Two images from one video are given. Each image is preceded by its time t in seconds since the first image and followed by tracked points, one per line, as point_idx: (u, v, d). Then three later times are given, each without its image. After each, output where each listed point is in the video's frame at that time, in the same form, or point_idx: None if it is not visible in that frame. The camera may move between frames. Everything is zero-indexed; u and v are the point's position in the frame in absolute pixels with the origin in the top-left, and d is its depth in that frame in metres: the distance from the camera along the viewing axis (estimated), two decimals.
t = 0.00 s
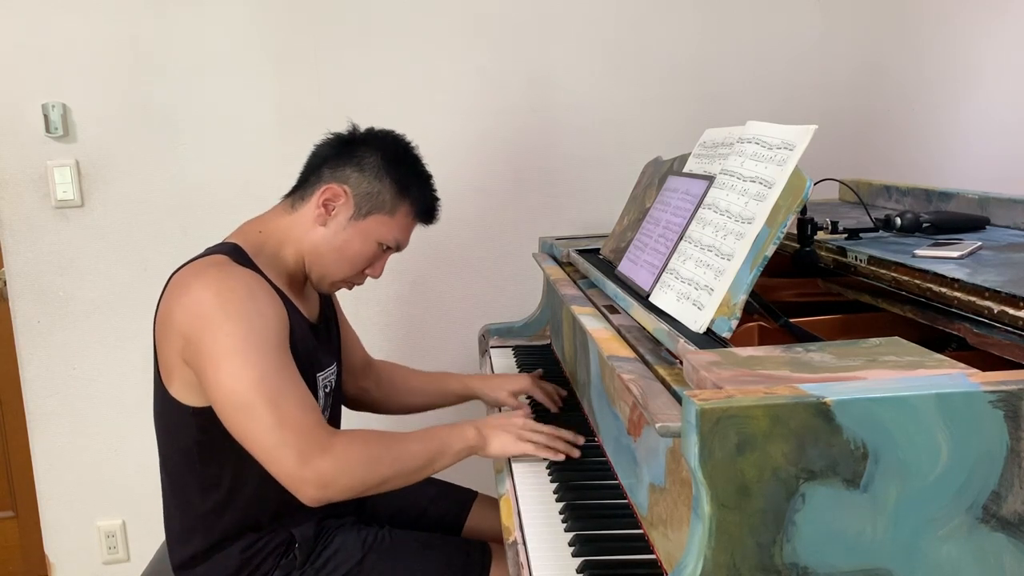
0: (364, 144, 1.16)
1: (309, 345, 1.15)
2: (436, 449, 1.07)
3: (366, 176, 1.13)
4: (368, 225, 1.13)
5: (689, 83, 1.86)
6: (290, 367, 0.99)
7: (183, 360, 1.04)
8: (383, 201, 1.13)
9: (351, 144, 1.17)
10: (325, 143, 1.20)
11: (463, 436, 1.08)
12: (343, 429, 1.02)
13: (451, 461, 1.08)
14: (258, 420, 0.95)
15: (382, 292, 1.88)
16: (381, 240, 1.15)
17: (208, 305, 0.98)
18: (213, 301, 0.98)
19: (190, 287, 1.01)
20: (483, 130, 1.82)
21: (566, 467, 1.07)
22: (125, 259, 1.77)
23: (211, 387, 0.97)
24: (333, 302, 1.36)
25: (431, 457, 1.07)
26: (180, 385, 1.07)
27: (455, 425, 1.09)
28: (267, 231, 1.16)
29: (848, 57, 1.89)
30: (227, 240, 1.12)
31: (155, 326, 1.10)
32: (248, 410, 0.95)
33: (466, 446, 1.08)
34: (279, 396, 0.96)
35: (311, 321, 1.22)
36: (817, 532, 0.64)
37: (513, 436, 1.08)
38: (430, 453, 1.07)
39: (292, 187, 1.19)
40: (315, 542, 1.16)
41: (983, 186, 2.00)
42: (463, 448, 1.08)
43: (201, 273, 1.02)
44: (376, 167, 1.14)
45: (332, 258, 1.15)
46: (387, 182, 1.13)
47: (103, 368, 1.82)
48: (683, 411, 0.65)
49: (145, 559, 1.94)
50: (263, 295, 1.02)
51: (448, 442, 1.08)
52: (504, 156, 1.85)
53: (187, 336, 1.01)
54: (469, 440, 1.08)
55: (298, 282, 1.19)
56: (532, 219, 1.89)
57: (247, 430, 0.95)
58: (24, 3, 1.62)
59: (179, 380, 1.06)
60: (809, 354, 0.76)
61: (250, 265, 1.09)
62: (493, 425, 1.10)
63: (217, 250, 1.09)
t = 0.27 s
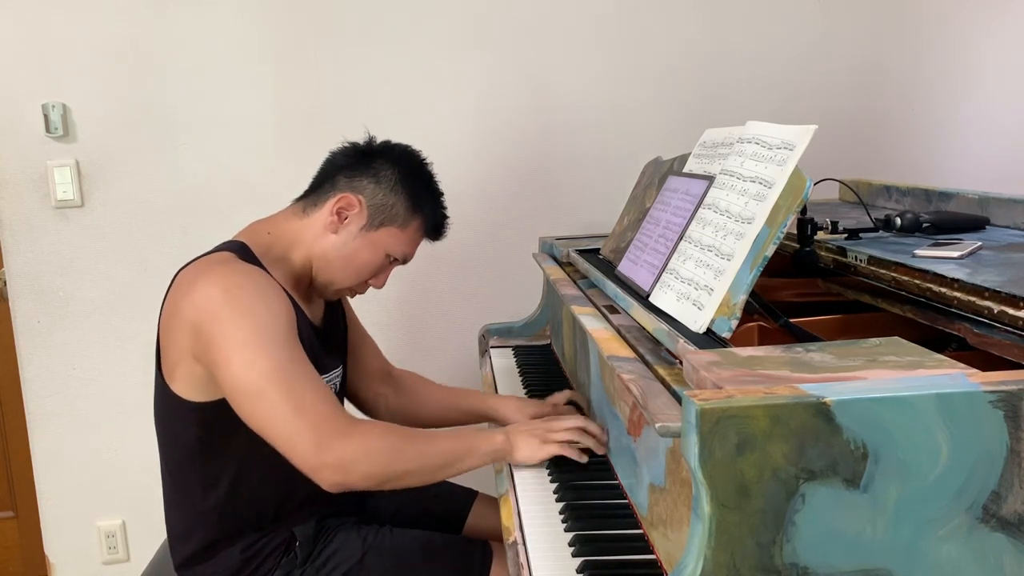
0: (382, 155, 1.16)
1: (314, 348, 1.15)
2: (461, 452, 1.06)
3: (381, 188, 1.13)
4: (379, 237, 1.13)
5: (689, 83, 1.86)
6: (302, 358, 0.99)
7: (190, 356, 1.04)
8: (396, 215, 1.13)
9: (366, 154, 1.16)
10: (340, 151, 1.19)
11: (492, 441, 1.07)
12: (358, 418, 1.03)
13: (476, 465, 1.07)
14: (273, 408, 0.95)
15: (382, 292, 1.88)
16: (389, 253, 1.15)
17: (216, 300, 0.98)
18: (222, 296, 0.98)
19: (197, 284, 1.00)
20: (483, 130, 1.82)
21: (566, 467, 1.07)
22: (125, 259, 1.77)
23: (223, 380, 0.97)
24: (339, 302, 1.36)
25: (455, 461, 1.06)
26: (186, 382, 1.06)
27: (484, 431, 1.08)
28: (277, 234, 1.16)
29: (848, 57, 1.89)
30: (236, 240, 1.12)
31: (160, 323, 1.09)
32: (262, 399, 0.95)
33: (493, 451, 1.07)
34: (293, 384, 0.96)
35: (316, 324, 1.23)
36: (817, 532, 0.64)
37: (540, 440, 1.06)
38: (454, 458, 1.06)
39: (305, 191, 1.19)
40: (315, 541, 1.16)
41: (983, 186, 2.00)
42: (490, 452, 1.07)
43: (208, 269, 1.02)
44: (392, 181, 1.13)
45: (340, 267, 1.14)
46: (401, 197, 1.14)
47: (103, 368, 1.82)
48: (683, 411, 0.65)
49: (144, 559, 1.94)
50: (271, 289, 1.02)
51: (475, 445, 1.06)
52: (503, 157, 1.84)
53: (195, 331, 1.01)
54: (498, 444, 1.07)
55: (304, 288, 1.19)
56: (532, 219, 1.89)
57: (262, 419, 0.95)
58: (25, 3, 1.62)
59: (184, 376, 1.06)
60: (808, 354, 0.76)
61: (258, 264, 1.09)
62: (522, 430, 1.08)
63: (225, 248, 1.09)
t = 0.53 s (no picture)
0: (377, 150, 1.15)
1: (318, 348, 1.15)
2: (460, 441, 1.05)
3: (384, 187, 1.13)
4: (386, 235, 1.15)
5: (689, 83, 1.86)
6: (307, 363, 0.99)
7: (194, 359, 1.04)
8: (401, 212, 1.14)
9: (364, 150, 1.15)
10: (333, 146, 1.17)
11: (489, 428, 1.06)
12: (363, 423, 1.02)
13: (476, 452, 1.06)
14: (276, 418, 0.95)
15: (382, 292, 1.88)
16: (397, 247, 1.17)
17: (221, 303, 0.98)
18: (226, 301, 0.98)
19: (202, 287, 1.00)
20: (483, 129, 1.82)
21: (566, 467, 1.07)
22: (125, 258, 1.77)
23: (227, 385, 0.97)
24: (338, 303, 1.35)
25: (455, 449, 1.05)
26: (190, 384, 1.06)
27: (482, 416, 1.07)
28: (280, 235, 1.15)
29: (848, 56, 1.89)
30: (238, 243, 1.10)
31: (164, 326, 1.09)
32: (265, 407, 0.95)
33: (491, 437, 1.05)
34: (296, 394, 0.96)
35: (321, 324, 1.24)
36: (817, 532, 0.64)
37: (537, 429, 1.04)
38: (455, 446, 1.05)
39: (302, 190, 1.17)
40: (317, 542, 1.16)
41: (983, 186, 2.00)
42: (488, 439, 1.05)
43: (213, 272, 1.02)
44: (394, 179, 1.13)
45: (350, 265, 1.16)
46: (405, 194, 1.14)
47: (103, 368, 1.82)
48: (683, 411, 0.65)
49: (144, 559, 1.94)
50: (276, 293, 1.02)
51: (473, 433, 1.05)
52: (503, 157, 1.84)
53: (199, 335, 1.01)
54: (494, 431, 1.06)
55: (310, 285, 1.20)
56: (532, 219, 1.89)
57: (265, 427, 0.96)
58: (25, 3, 1.62)
59: (188, 379, 1.06)
60: (808, 354, 0.76)
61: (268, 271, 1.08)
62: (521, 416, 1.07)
63: (229, 252, 1.08)
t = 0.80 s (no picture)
0: (365, 142, 1.15)
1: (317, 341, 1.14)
2: (459, 446, 1.05)
3: (373, 176, 1.12)
4: (379, 225, 1.14)
5: (689, 83, 1.86)
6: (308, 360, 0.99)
7: (194, 357, 1.03)
8: (392, 201, 1.13)
9: (353, 142, 1.15)
10: (325, 141, 1.18)
11: (487, 434, 1.07)
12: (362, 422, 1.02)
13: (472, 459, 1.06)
14: (277, 414, 0.95)
15: (383, 292, 1.88)
16: (392, 238, 1.16)
17: (221, 300, 0.98)
18: (228, 296, 0.98)
19: (200, 284, 1.00)
20: (483, 129, 1.82)
21: (566, 467, 1.07)
22: (125, 258, 1.77)
23: (228, 381, 0.96)
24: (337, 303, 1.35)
25: (452, 454, 1.05)
26: (191, 383, 1.06)
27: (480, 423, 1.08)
28: (276, 230, 1.15)
29: (848, 56, 1.89)
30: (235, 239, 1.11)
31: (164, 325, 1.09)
32: (267, 403, 0.95)
33: (489, 444, 1.06)
34: (298, 390, 0.96)
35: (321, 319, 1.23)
36: (817, 532, 0.64)
37: (534, 434, 1.06)
38: (452, 451, 1.05)
39: (296, 187, 1.18)
40: (317, 541, 1.16)
41: (983, 186, 2.00)
42: (486, 446, 1.06)
43: (213, 268, 1.01)
44: (382, 166, 1.13)
45: (344, 257, 1.15)
46: (395, 182, 1.13)
47: (103, 368, 1.82)
48: (683, 411, 0.65)
49: (144, 559, 1.94)
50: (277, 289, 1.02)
51: (471, 438, 1.06)
52: (503, 156, 1.84)
53: (199, 332, 1.00)
54: (491, 437, 1.07)
55: (310, 281, 1.19)
56: (533, 219, 1.89)
57: (266, 423, 0.95)
58: (24, 3, 1.62)
59: (188, 376, 1.05)
60: (809, 354, 0.76)
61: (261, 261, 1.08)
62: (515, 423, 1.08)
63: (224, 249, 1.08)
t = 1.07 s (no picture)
0: (389, 160, 1.16)
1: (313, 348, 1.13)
2: (449, 406, 1.05)
3: (387, 192, 1.13)
4: (384, 239, 1.13)
5: (689, 83, 1.86)
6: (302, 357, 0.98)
7: (192, 354, 1.03)
8: (401, 219, 1.13)
9: (377, 158, 1.17)
10: (348, 153, 1.20)
11: (475, 390, 1.07)
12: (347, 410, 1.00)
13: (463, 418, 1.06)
14: (264, 413, 0.93)
15: (382, 292, 1.88)
16: (393, 256, 1.15)
17: (218, 296, 0.98)
18: (223, 294, 0.98)
19: (199, 282, 1.00)
20: (483, 129, 1.82)
21: (566, 467, 1.06)
22: (125, 258, 1.77)
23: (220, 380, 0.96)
24: (337, 304, 1.35)
25: (444, 418, 1.04)
26: (189, 381, 1.05)
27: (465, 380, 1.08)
28: (282, 232, 1.16)
29: (848, 56, 1.89)
30: (238, 237, 1.12)
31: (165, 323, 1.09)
32: (257, 403, 0.93)
33: (478, 399, 1.07)
34: (287, 387, 0.94)
35: (320, 323, 1.23)
36: (817, 532, 0.64)
37: (523, 382, 1.09)
38: (444, 414, 1.04)
39: (310, 192, 1.19)
40: (316, 541, 1.16)
41: (983, 186, 2.00)
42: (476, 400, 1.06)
43: (210, 268, 1.02)
44: (398, 185, 1.14)
45: (342, 265, 1.14)
46: (407, 202, 1.13)
47: (103, 368, 1.82)
48: (683, 411, 0.65)
49: (144, 559, 1.93)
50: (272, 287, 1.01)
51: (459, 399, 1.06)
52: (503, 156, 1.84)
53: (195, 329, 1.00)
54: (481, 393, 1.07)
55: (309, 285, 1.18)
56: (533, 220, 1.89)
57: (256, 424, 0.94)
58: (25, 3, 1.62)
59: (186, 375, 1.05)
60: (809, 354, 0.76)
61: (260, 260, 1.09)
62: (508, 375, 1.10)
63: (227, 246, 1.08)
